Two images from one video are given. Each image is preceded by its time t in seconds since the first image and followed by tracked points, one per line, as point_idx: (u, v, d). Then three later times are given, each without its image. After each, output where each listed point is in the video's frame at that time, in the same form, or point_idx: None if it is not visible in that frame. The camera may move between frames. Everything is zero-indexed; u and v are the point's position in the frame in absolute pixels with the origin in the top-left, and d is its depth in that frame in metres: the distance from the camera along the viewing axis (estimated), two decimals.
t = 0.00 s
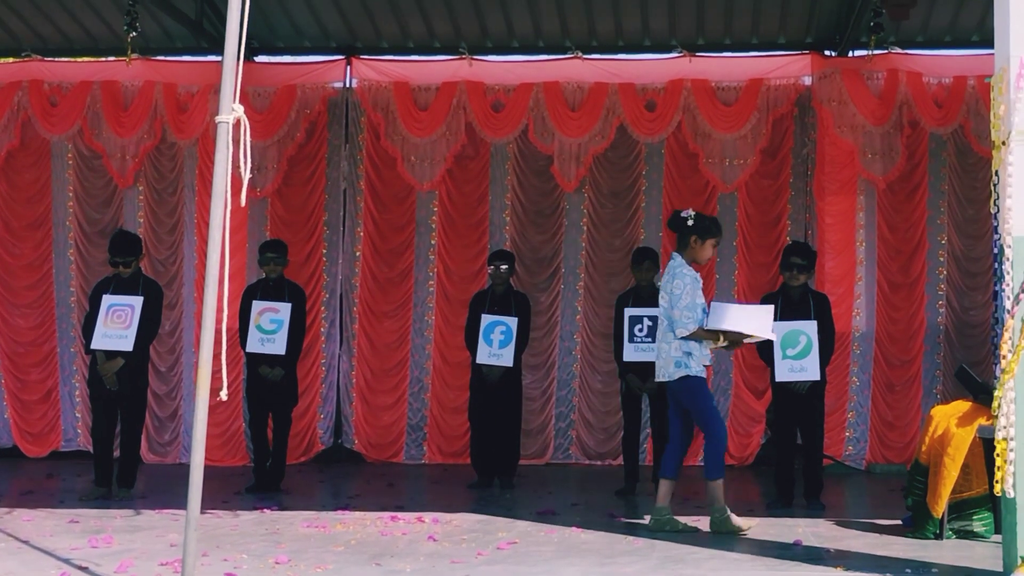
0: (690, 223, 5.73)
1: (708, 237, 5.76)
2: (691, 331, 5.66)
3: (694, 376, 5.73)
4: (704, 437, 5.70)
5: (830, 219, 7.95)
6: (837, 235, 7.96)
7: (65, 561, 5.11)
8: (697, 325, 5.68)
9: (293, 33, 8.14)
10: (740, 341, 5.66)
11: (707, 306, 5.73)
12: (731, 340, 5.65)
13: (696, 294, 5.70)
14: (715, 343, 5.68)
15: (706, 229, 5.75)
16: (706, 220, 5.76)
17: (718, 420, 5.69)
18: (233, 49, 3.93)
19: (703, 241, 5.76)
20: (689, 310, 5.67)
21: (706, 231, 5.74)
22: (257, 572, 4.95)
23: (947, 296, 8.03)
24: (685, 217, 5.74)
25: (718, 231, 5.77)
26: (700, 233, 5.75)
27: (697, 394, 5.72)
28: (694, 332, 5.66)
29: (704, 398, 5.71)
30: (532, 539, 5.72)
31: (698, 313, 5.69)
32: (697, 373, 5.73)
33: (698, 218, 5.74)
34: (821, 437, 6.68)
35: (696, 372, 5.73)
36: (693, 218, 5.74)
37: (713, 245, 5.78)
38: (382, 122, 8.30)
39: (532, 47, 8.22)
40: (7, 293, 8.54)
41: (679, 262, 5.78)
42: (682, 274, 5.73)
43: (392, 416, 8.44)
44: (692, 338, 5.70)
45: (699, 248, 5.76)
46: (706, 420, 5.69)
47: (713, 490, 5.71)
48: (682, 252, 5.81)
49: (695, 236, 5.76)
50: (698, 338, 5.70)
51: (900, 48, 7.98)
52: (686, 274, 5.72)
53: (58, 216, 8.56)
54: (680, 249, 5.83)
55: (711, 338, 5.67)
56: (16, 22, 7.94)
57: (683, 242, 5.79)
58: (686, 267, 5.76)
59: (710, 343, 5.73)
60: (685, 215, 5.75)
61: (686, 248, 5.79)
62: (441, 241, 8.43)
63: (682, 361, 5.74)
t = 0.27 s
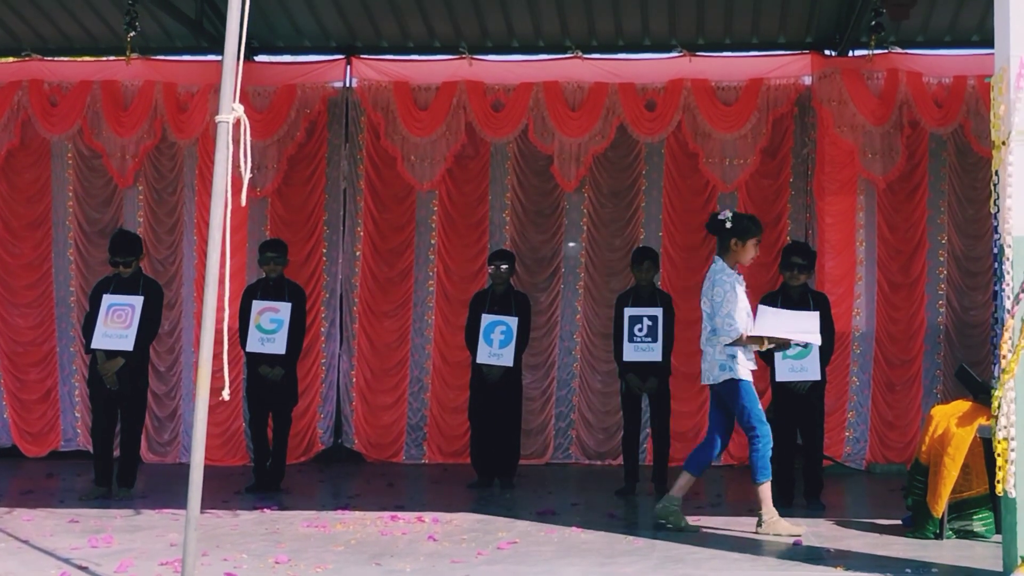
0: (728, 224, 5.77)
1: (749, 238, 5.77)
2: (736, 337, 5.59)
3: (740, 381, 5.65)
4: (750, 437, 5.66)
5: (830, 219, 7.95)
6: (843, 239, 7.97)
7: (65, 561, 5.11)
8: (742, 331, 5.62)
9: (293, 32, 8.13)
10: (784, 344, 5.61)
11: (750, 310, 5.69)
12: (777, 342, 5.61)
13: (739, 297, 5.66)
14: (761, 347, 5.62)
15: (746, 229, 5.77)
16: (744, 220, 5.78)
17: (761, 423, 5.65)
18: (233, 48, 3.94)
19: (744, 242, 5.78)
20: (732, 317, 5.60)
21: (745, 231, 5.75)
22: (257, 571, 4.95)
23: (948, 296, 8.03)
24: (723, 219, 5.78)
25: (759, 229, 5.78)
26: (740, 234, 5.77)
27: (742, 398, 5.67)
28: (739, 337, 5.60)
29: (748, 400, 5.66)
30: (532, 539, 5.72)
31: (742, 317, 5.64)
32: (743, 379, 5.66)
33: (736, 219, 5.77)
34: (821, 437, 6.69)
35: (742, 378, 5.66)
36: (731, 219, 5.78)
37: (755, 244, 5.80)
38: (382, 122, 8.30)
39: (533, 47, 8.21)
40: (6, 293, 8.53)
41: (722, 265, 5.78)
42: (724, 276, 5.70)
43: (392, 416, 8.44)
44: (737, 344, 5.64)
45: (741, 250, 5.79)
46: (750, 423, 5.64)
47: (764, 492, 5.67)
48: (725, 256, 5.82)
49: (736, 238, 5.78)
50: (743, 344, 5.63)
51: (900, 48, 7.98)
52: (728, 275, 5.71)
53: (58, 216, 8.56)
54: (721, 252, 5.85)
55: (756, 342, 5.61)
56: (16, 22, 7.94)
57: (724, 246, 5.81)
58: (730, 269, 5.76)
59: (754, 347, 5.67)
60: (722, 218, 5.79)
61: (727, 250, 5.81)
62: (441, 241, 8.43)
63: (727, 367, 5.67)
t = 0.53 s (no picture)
0: (772, 220, 5.65)
1: (795, 232, 5.65)
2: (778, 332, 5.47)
3: (772, 379, 5.58)
4: (770, 435, 5.63)
5: (830, 220, 7.95)
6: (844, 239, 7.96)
7: (65, 561, 5.11)
8: (786, 326, 5.50)
9: (293, 32, 8.13)
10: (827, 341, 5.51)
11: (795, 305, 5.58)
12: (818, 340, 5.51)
13: (783, 293, 5.52)
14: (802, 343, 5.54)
15: (792, 223, 5.64)
16: (790, 214, 5.65)
17: (784, 426, 5.58)
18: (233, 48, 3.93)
19: (792, 236, 5.66)
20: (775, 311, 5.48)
21: (791, 225, 5.64)
22: (257, 571, 4.95)
23: (948, 296, 8.03)
24: (767, 215, 5.67)
25: (805, 222, 5.65)
26: (786, 228, 5.65)
27: (771, 395, 5.60)
28: (780, 334, 5.48)
29: (776, 398, 5.58)
30: (532, 539, 5.72)
31: (786, 313, 5.51)
32: (777, 376, 5.57)
33: (780, 214, 5.65)
34: (821, 437, 6.69)
35: (776, 375, 5.57)
36: (774, 215, 5.66)
37: (803, 238, 5.67)
38: (382, 122, 8.31)
39: (533, 47, 8.17)
40: (6, 293, 8.53)
41: (769, 260, 5.66)
42: (769, 270, 5.57)
43: (392, 416, 8.44)
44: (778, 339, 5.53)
45: (789, 244, 5.66)
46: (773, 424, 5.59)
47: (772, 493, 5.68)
48: (773, 251, 5.71)
49: (782, 232, 5.66)
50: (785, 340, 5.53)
51: (900, 48, 7.95)
52: (773, 269, 5.58)
53: (58, 216, 8.56)
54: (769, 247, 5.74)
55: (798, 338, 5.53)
56: (16, 22, 7.94)
57: (771, 241, 5.70)
58: (777, 264, 5.64)
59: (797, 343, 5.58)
60: (767, 213, 5.68)
61: (776, 245, 5.70)
62: (441, 241, 8.43)
63: (762, 363, 5.59)
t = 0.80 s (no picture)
0: (815, 230, 5.68)
1: (839, 239, 5.65)
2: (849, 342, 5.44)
3: (807, 389, 5.59)
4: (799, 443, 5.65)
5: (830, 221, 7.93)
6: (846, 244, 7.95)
7: (65, 561, 5.11)
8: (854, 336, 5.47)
9: (293, 33, 8.14)
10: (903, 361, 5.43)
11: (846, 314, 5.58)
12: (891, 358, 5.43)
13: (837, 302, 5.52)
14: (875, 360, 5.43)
15: (835, 231, 5.64)
16: (833, 223, 5.67)
17: (814, 436, 5.60)
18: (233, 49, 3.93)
19: (836, 244, 5.65)
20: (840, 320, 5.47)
21: (834, 233, 5.64)
22: (256, 572, 4.96)
23: (948, 297, 8.03)
24: (810, 226, 5.69)
25: (849, 230, 5.65)
26: (831, 237, 5.65)
27: (805, 404, 5.61)
28: (851, 345, 5.45)
29: (810, 408, 5.59)
30: (531, 540, 5.72)
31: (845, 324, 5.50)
32: (811, 386, 5.58)
33: (823, 224, 5.67)
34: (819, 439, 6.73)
35: (811, 385, 5.58)
36: (818, 225, 5.69)
37: (847, 246, 5.67)
38: (382, 123, 8.31)
39: (533, 48, 8.19)
40: (4, 293, 8.53)
41: (816, 270, 5.66)
42: (819, 281, 5.56)
43: (392, 417, 8.44)
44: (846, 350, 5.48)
45: (835, 253, 5.67)
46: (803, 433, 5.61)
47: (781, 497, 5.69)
48: (818, 260, 5.71)
49: (827, 242, 5.67)
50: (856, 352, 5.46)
51: (900, 50, 7.96)
52: (823, 279, 5.57)
53: (57, 217, 8.56)
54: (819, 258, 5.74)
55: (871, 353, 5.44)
56: (16, 23, 7.94)
57: (816, 250, 5.70)
58: (823, 273, 5.64)
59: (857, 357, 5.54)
60: (811, 223, 5.70)
61: (822, 255, 5.70)
62: (441, 242, 8.44)
63: (799, 372, 5.60)
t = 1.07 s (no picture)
0: (850, 222, 5.72)
1: (876, 231, 5.69)
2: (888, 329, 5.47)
3: (846, 380, 5.59)
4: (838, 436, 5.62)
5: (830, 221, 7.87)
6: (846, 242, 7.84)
7: (66, 558, 5.12)
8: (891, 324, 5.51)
9: (293, 33, 8.15)
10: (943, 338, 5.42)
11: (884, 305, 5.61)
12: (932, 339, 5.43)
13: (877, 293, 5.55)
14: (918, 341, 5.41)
15: (871, 224, 5.69)
16: (868, 215, 5.71)
17: (853, 427, 5.56)
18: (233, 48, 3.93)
19: (872, 237, 5.69)
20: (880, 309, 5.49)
21: (871, 225, 5.68)
22: (258, 569, 4.96)
23: (948, 295, 8.04)
24: (845, 218, 5.75)
25: (885, 222, 5.69)
26: (867, 229, 5.69)
27: (843, 396, 5.61)
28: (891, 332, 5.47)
29: (849, 399, 5.58)
30: (532, 537, 5.72)
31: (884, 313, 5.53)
32: (850, 377, 5.59)
33: (858, 217, 5.72)
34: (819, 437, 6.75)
35: (850, 376, 5.59)
36: (854, 217, 5.74)
37: (884, 238, 5.71)
38: (382, 122, 8.31)
39: (533, 47, 8.23)
40: (4, 292, 8.53)
41: (853, 261, 5.69)
42: (857, 271, 5.59)
43: (392, 416, 8.44)
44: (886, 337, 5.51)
45: (871, 245, 5.70)
46: (842, 425, 5.58)
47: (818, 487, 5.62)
48: (855, 253, 5.74)
49: (863, 234, 5.71)
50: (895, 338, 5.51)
51: (899, 48, 7.98)
52: (860, 269, 5.61)
53: (57, 216, 8.56)
54: (854, 251, 5.78)
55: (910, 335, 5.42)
56: (17, 22, 7.95)
57: (853, 243, 5.74)
58: (861, 265, 5.65)
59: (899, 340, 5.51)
60: (846, 217, 5.75)
61: (858, 247, 5.73)
62: (441, 240, 8.44)
63: (838, 363, 5.61)
